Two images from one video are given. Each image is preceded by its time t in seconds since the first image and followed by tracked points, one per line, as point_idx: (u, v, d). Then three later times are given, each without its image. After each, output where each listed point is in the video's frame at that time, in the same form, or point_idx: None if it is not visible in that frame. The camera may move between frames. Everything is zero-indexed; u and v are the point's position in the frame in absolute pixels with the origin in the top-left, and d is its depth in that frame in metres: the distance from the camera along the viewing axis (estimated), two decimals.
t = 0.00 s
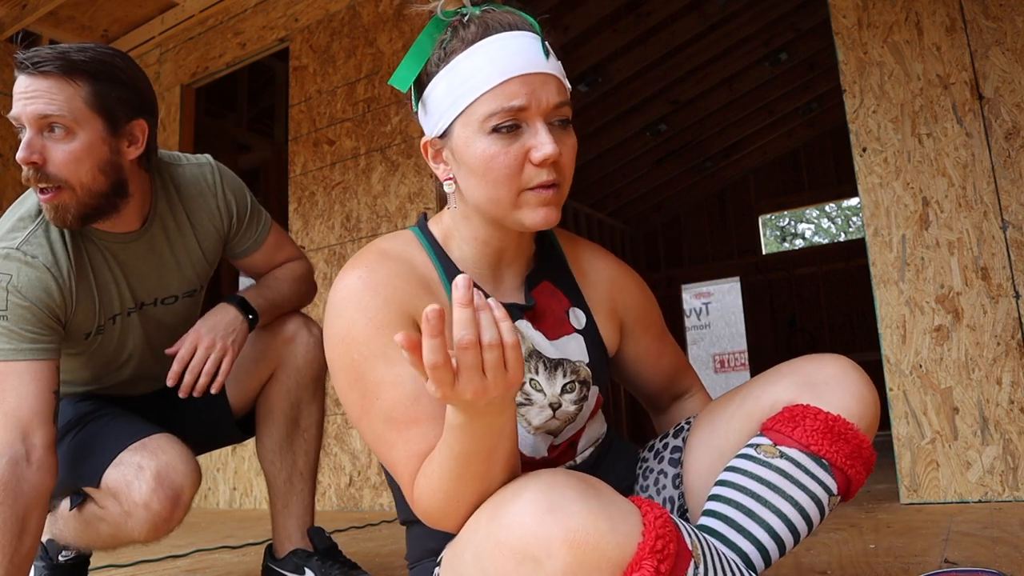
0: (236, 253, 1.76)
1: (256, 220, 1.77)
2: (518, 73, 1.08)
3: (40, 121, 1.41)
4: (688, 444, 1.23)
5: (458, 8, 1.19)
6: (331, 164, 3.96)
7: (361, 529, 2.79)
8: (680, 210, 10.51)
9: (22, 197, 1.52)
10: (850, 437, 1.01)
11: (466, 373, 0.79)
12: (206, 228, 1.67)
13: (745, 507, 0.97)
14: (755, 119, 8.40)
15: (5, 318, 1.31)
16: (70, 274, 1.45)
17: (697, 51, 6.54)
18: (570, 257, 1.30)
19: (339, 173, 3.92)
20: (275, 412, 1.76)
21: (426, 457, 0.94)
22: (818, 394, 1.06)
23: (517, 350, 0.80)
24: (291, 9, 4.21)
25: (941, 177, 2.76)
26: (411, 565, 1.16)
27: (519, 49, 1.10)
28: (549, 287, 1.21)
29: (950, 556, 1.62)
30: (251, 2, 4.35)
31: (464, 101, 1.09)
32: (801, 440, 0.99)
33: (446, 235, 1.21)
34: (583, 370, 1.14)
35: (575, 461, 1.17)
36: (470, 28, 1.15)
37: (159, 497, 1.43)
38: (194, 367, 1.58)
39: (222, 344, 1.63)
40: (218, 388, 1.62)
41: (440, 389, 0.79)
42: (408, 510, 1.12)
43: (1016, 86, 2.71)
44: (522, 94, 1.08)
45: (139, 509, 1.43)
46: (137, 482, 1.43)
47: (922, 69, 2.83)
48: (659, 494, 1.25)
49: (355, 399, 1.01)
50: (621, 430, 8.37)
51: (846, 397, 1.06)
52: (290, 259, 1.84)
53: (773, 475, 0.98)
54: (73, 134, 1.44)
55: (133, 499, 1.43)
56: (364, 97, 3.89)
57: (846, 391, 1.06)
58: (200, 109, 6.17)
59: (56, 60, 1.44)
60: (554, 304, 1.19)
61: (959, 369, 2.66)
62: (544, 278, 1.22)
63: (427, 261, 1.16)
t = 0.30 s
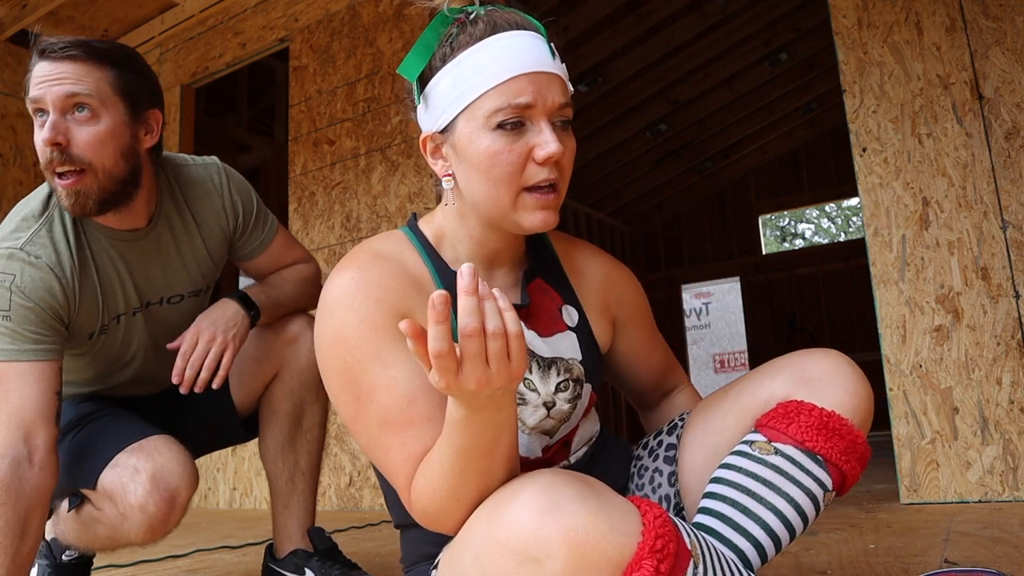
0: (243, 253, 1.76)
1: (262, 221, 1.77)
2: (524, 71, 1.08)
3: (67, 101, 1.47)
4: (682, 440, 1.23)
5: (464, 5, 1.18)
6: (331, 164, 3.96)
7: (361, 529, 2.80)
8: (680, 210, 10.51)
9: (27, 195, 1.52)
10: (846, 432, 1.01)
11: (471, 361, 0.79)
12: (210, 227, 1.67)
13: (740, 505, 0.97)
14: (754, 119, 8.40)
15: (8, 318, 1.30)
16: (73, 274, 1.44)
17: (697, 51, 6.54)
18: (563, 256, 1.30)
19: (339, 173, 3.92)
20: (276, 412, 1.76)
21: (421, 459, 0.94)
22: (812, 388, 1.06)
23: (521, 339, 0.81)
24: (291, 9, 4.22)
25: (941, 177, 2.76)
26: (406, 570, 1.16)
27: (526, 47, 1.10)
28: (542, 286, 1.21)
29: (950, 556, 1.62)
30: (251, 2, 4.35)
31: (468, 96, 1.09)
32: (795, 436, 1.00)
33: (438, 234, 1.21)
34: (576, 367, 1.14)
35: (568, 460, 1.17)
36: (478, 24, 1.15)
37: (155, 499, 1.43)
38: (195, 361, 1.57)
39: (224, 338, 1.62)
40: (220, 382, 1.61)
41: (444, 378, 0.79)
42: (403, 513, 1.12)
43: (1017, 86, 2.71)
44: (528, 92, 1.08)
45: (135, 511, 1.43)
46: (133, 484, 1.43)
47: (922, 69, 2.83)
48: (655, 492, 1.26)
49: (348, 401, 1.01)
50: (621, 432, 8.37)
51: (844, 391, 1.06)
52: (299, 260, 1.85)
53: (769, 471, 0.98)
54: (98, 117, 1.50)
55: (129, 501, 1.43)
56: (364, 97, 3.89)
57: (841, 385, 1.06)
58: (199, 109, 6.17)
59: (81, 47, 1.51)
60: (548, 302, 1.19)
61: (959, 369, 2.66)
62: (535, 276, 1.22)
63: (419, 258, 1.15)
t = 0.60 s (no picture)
0: (249, 254, 1.76)
1: (269, 224, 1.77)
2: (503, 70, 1.08)
3: (80, 98, 1.47)
4: (689, 446, 1.23)
5: (440, 6, 1.18)
6: (331, 164, 3.96)
7: (361, 529, 2.80)
8: (680, 210, 10.51)
9: (30, 195, 1.52)
10: (853, 440, 1.01)
11: (447, 377, 0.78)
12: (214, 229, 1.67)
13: (746, 509, 0.97)
14: (755, 119, 8.40)
15: (10, 318, 1.30)
16: (74, 275, 1.44)
17: (697, 50, 6.54)
18: (552, 248, 1.30)
19: (339, 173, 3.92)
20: (276, 411, 1.76)
21: (415, 468, 0.94)
22: (821, 396, 1.06)
23: (498, 352, 0.79)
24: (291, 9, 4.22)
25: (941, 177, 2.76)
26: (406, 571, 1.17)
27: (503, 46, 1.10)
28: (533, 283, 1.21)
29: (950, 556, 1.62)
30: (251, 2, 4.35)
31: (447, 96, 1.08)
32: (804, 442, 1.00)
33: (424, 239, 1.20)
34: (568, 366, 1.14)
35: (568, 462, 1.16)
36: (454, 24, 1.15)
37: (163, 503, 1.42)
38: (220, 377, 1.60)
39: (246, 351, 1.65)
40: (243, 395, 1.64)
41: (421, 395, 0.79)
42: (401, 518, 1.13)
43: (1017, 86, 2.71)
44: (507, 90, 1.08)
45: (143, 514, 1.43)
46: (141, 489, 1.43)
47: (922, 69, 2.83)
48: (662, 497, 1.25)
49: (340, 412, 1.01)
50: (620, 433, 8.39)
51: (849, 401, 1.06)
52: (307, 260, 1.85)
53: (776, 477, 0.98)
54: (109, 115, 1.51)
55: (137, 506, 1.43)
56: (364, 97, 3.89)
57: (849, 393, 1.06)
58: (200, 109, 6.17)
59: (93, 45, 1.52)
60: (538, 300, 1.20)
61: (959, 369, 2.66)
62: (526, 273, 1.22)
63: (404, 268, 1.14)
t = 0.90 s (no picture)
0: (251, 256, 1.76)
1: (270, 225, 1.77)
2: (494, 67, 1.08)
3: (88, 107, 1.47)
4: (694, 449, 1.22)
5: (427, 2, 1.19)
6: (331, 164, 3.95)
7: (361, 529, 2.80)
8: (680, 210, 10.52)
9: (35, 196, 1.52)
10: (861, 451, 1.02)
11: (448, 387, 0.78)
12: (218, 230, 1.67)
13: (753, 515, 0.97)
14: (755, 119, 8.40)
15: (18, 319, 1.31)
16: (81, 275, 1.44)
17: (697, 51, 6.54)
18: (546, 242, 1.30)
19: (339, 173, 3.92)
20: (274, 411, 1.76)
21: (414, 475, 0.94)
22: (829, 405, 1.06)
23: (500, 360, 0.79)
24: (291, 9, 4.22)
25: (941, 177, 2.76)
26: (406, 572, 1.16)
27: (494, 42, 1.10)
28: (527, 281, 1.21)
29: (950, 556, 1.62)
30: (251, 2, 4.35)
31: (439, 95, 1.08)
32: (812, 451, 0.99)
33: (416, 242, 1.20)
34: (565, 366, 1.14)
35: (569, 465, 1.16)
36: (443, 21, 1.15)
37: (154, 505, 1.42)
38: (217, 373, 1.61)
39: (245, 348, 1.65)
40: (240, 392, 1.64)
41: (423, 405, 0.78)
42: (399, 519, 1.12)
43: (1017, 86, 2.70)
44: (499, 87, 1.08)
45: (135, 517, 1.42)
46: (132, 491, 1.42)
47: (922, 69, 2.83)
48: (666, 499, 1.24)
49: (337, 420, 1.01)
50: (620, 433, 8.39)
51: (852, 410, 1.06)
52: (307, 260, 1.85)
53: (783, 485, 0.98)
54: (117, 123, 1.50)
55: (128, 508, 1.42)
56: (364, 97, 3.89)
57: (856, 403, 1.06)
58: (200, 109, 6.17)
59: (100, 53, 1.50)
60: (533, 299, 1.19)
61: (959, 369, 2.66)
62: (521, 272, 1.22)
63: (396, 271, 1.14)
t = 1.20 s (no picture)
0: (250, 254, 1.77)
1: (268, 225, 1.77)
2: (493, 68, 1.08)
3: (94, 107, 1.47)
4: (700, 452, 1.23)
5: (425, 1, 1.18)
6: (331, 164, 3.96)
7: (362, 529, 2.80)
8: (681, 210, 10.51)
9: (37, 195, 1.52)
10: (867, 459, 1.01)
11: (447, 395, 0.78)
12: (218, 228, 1.67)
13: (757, 520, 0.96)
14: (755, 119, 8.41)
15: (22, 318, 1.31)
16: (85, 273, 1.45)
17: (697, 51, 6.54)
18: (547, 240, 1.30)
19: (339, 173, 3.92)
20: (274, 411, 1.76)
21: (414, 478, 0.94)
22: (837, 413, 1.06)
23: (498, 368, 0.79)
24: (291, 9, 4.22)
25: (941, 177, 2.76)
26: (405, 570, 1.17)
27: (493, 43, 1.10)
28: (528, 283, 1.21)
29: (950, 556, 1.63)
30: (251, 2, 4.35)
31: (436, 97, 1.08)
32: (819, 458, 0.99)
33: (416, 242, 1.20)
34: (565, 370, 1.14)
35: (570, 467, 1.16)
36: (441, 22, 1.15)
37: (155, 509, 1.42)
38: (218, 368, 1.61)
39: (245, 344, 1.65)
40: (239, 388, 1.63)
41: (422, 412, 0.78)
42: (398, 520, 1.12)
43: (1017, 86, 2.70)
44: (498, 90, 1.07)
45: (136, 521, 1.42)
46: (133, 495, 1.42)
47: (922, 69, 2.84)
48: (670, 501, 1.24)
49: (337, 423, 1.01)
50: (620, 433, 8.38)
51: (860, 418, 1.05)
52: (304, 260, 1.85)
53: (789, 490, 0.97)
54: (123, 122, 1.50)
55: (129, 512, 1.42)
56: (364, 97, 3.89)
57: (865, 411, 1.06)
58: (200, 109, 6.17)
59: (103, 53, 1.51)
60: (534, 301, 1.19)
61: (959, 369, 2.66)
62: (522, 273, 1.22)
63: (395, 271, 1.14)
